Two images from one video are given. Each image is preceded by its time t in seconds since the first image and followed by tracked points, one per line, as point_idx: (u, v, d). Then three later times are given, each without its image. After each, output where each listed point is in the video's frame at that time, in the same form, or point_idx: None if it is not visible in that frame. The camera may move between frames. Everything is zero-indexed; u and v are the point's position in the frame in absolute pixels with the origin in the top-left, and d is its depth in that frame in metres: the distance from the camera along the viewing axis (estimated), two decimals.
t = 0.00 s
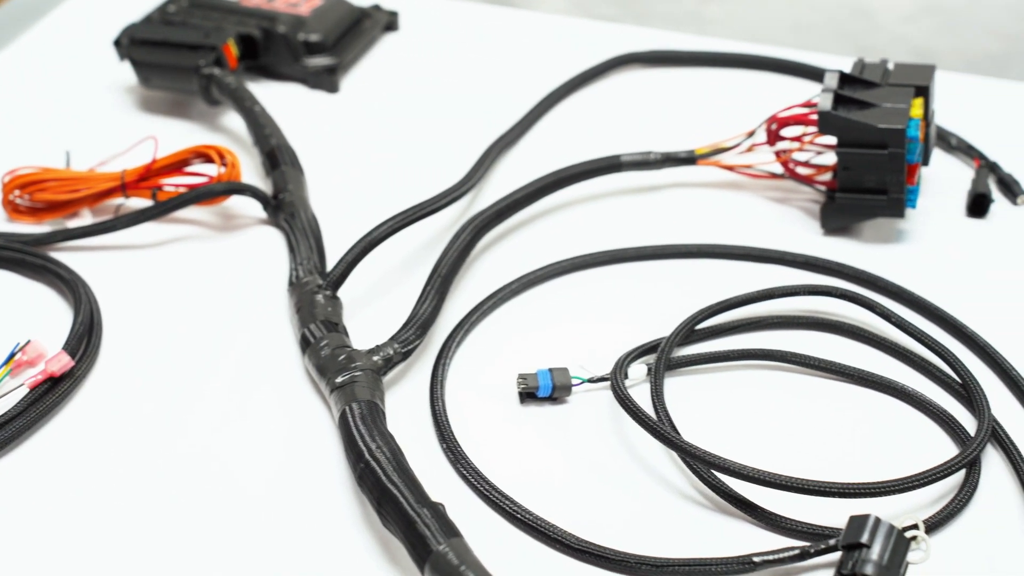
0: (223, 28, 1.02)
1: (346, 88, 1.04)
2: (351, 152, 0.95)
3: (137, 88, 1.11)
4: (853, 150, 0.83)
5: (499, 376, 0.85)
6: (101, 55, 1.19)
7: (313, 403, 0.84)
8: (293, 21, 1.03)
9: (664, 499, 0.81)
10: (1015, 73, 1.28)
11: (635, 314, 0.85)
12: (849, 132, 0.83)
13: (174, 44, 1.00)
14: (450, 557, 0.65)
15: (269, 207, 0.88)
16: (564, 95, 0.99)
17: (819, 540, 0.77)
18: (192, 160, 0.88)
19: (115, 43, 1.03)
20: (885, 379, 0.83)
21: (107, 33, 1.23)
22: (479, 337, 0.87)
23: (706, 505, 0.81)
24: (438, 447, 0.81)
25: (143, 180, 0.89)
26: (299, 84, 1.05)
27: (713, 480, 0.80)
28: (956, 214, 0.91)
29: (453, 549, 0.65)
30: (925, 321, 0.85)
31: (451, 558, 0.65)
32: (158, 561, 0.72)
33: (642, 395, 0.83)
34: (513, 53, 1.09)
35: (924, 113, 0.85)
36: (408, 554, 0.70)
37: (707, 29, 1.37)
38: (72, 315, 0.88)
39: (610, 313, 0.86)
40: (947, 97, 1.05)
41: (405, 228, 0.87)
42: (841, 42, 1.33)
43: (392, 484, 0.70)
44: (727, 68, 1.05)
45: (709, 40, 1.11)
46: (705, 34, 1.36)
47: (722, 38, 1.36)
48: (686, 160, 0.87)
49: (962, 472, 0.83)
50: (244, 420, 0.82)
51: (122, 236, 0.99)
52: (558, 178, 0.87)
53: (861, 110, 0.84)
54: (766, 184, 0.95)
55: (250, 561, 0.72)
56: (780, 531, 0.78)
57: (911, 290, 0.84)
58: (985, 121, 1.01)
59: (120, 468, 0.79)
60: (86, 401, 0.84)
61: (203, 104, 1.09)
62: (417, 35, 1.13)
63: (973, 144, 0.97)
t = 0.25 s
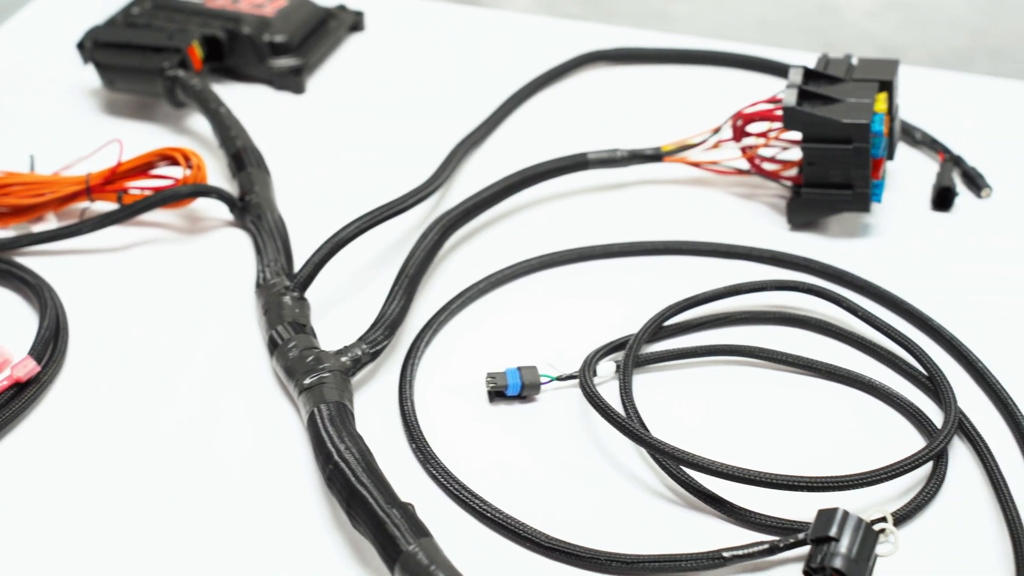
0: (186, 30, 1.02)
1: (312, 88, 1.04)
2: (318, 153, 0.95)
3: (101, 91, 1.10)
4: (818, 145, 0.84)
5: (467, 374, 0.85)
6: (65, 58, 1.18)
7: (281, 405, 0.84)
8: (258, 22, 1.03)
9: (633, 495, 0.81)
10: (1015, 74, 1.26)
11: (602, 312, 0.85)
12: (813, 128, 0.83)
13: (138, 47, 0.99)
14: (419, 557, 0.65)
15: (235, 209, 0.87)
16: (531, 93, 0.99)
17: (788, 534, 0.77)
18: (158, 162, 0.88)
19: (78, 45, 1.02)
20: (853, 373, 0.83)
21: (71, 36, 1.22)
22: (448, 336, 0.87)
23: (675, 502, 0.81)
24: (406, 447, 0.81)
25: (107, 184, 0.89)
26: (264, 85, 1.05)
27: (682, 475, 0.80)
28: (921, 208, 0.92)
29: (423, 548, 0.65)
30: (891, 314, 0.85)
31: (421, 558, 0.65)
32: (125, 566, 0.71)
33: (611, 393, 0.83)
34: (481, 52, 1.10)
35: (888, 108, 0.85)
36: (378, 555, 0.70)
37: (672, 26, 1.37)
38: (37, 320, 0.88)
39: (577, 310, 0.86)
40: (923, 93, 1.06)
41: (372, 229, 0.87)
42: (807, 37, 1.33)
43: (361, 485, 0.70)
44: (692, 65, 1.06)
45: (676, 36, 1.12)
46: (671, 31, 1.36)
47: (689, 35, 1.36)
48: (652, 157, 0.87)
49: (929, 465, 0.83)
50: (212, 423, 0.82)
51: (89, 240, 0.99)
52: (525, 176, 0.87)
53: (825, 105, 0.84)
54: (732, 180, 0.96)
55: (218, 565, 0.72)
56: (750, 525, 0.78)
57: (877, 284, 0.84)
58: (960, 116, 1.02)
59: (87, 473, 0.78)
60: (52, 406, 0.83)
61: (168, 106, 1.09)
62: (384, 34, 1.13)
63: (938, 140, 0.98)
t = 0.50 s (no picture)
0: (145, 34, 1.01)
1: (272, 91, 1.04)
2: (280, 155, 0.95)
3: (59, 95, 1.09)
4: (778, 141, 0.84)
5: (431, 375, 0.85)
6: (22, 62, 1.17)
7: (244, 409, 0.83)
8: (217, 24, 1.03)
9: (598, 492, 0.81)
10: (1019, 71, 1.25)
11: (565, 310, 0.85)
12: (773, 124, 0.83)
13: (96, 50, 0.99)
14: (384, 559, 0.64)
15: (196, 212, 0.87)
16: (492, 92, 0.99)
17: (752, 528, 0.78)
18: (118, 166, 0.87)
19: (36, 50, 1.02)
20: (815, 367, 0.84)
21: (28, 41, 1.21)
22: (411, 336, 0.87)
23: (640, 498, 0.81)
24: (370, 448, 0.81)
25: (67, 189, 0.88)
26: (224, 87, 1.05)
27: (647, 472, 0.80)
28: (879, 203, 0.93)
29: (388, 550, 0.65)
30: (853, 309, 0.86)
31: (386, 559, 0.65)
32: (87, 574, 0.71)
33: (575, 391, 0.83)
34: (442, 53, 1.10)
35: (847, 102, 0.86)
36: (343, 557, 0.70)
37: (634, 23, 1.37)
38: None
39: (540, 309, 0.86)
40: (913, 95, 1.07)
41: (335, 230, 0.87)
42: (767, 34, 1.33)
43: (326, 487, 0.69)
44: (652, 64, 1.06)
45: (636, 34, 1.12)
46: (630, 29, 1.35)
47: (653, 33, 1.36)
48: (614, 155, 0.87)
49: (892, 458, 0.83)
50: (173, 428, 0.81)
51: (49, 245, 0.98)
52: (487, 176, 0.87)
53: (785, 101, 0.84)
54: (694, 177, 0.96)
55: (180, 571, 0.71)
56: (714, 520, 0.79)
57: (838, 279, 0.84)
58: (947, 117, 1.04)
59: (47, 481, 0.77)
60: (12, 414, 0.82)
61: (128, 110, 1.08)
62: (345, 35, 1.13)
63: (897, 134, 1.00)
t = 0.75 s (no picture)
0: (99, 37, 1.01)
1: (229, 92, 1.04)
2: (237, 158, 0.95)
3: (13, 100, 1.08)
4: (734, 136, 0.84)
5: (390, 375, 0.85)
6: None
7: (203, 413, 0.83)
8: (172, 26, 1.03)
9: (559, 490, 0.81)
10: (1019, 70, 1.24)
11: (524, 308, 0.86)
12: (729, 119, 0.84)
13: (50, 54, 0.98)
14: (345, 561, 0.64)
15: (153, 216, 0.86)
16: (450, 92, 0.99)
17: (714, 523, 0.78)
18: (73, 170, 0.87)
19: None
20: (774, 361, 0.84)
21: None
22: (370, 337, 0.86)
23: (602, 495, 0.82)
24: (330, 450, 0.81)
25: (22, 195, 0.88)
26: (180, 90, 1.05)
27: (608, 469, 0.81)
28: (835, 196, 0.94)
29: (349, 552, 0.65)
30: (811, 303, 0.86)
31: (347, 561, 0.64)
32: None
33: (535, 389, 0.83)
34: (400, 52, 1.10)
35: (802, 98, 0.86)
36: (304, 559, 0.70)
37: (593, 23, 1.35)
38: None
39: (499, 307, 0.86)
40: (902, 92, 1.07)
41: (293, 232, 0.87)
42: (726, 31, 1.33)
43: (286, 490, 0.69)
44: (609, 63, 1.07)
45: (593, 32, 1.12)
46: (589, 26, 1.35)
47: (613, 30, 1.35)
48: (572, 153, 0.87)
49: (850, 450, 0.84)
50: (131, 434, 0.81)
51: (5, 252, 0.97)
52: (446, 175, 0.87)
53: (740, 97, 0.85)
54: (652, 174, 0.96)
55: None
56: (675, 516, 0.79)
57: (796, 273, 0.85)
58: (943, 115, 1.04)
59: None
60: None
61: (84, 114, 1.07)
62: (302, 36, 1.13)
63: (852, 128, 1.01)
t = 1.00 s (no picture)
0: (48, 43, 1.00)
1: (182, 97, 1.04)
2: (189, 163, 0.94)
3: None
4: (687, 133, 0.85)
5: (346, 378, 0.84)
6: None
7: (157, 420, 0.82)
8: (122, 32, 1.02)
9: (516, 490, 0.81)
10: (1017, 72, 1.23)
11: (478, 309, 0.86)
12: (681, 117, 0.84)
13: None
14: (303, 565, 0.64)
15: (106, 222, 0.86)
16: (403, 93, 0.99)
17: (672, 520, 0.78)
18: (24, 178, 0.89)
19: None
20: (730, 357, 0.84)
21: None
22: (325, 340, 0.86)
23: (560, 494, 0.82)
24: (285, 453, 0.81)
25: None
26: (132, 95, 1.04)
27: (565, 468, 0.81)
28: (788, 191, 0.94)
29: (307, 556, 0.64)
30: (765, 298, 0.87)
31: (304, 565, 0.64)
32: None
33: (491, 389, 0.83)
34: (367, 54, 1.10)
35: (754, 94, 0.87)
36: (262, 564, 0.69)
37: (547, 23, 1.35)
38: None
39: (454, 307, 0.86)
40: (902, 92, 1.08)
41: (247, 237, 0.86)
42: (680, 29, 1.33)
43: (242, 495, 0.68)
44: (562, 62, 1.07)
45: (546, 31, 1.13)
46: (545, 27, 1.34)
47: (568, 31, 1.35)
48: (525, 152, 0.88)
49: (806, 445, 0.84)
50: (84, 443, 0.80)
51: None
52: (401, 176, 0.87)
53: (692, 94, 0.85)
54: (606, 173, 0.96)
55: None
56: (633, 513, 0.79)
57: (750, 268, 0.85)
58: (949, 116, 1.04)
59: None
60: None
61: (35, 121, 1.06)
62: (254, 40, 1.12)
63: (804, 123, 1.02)
